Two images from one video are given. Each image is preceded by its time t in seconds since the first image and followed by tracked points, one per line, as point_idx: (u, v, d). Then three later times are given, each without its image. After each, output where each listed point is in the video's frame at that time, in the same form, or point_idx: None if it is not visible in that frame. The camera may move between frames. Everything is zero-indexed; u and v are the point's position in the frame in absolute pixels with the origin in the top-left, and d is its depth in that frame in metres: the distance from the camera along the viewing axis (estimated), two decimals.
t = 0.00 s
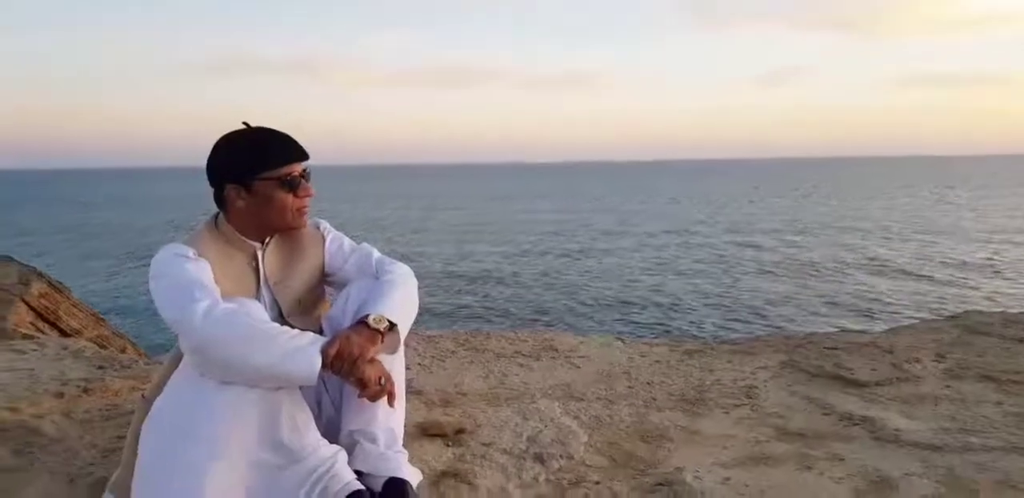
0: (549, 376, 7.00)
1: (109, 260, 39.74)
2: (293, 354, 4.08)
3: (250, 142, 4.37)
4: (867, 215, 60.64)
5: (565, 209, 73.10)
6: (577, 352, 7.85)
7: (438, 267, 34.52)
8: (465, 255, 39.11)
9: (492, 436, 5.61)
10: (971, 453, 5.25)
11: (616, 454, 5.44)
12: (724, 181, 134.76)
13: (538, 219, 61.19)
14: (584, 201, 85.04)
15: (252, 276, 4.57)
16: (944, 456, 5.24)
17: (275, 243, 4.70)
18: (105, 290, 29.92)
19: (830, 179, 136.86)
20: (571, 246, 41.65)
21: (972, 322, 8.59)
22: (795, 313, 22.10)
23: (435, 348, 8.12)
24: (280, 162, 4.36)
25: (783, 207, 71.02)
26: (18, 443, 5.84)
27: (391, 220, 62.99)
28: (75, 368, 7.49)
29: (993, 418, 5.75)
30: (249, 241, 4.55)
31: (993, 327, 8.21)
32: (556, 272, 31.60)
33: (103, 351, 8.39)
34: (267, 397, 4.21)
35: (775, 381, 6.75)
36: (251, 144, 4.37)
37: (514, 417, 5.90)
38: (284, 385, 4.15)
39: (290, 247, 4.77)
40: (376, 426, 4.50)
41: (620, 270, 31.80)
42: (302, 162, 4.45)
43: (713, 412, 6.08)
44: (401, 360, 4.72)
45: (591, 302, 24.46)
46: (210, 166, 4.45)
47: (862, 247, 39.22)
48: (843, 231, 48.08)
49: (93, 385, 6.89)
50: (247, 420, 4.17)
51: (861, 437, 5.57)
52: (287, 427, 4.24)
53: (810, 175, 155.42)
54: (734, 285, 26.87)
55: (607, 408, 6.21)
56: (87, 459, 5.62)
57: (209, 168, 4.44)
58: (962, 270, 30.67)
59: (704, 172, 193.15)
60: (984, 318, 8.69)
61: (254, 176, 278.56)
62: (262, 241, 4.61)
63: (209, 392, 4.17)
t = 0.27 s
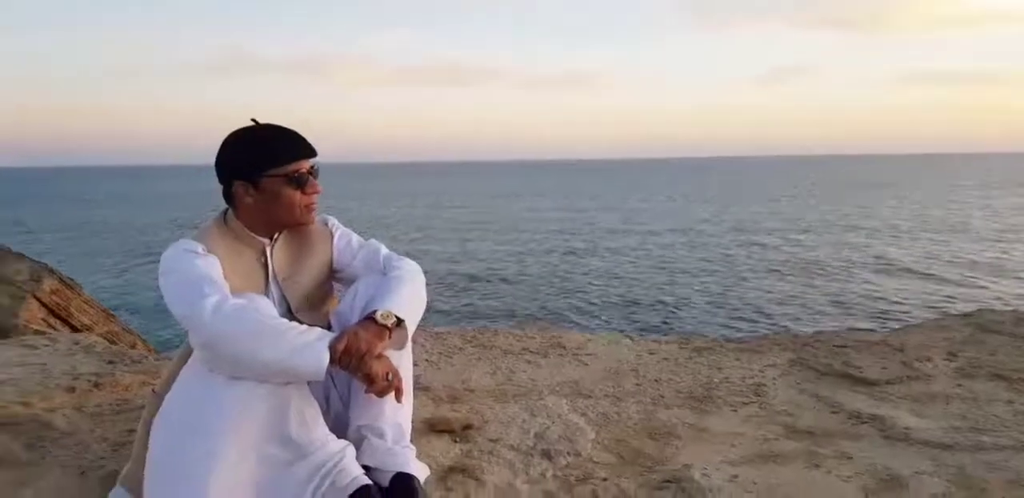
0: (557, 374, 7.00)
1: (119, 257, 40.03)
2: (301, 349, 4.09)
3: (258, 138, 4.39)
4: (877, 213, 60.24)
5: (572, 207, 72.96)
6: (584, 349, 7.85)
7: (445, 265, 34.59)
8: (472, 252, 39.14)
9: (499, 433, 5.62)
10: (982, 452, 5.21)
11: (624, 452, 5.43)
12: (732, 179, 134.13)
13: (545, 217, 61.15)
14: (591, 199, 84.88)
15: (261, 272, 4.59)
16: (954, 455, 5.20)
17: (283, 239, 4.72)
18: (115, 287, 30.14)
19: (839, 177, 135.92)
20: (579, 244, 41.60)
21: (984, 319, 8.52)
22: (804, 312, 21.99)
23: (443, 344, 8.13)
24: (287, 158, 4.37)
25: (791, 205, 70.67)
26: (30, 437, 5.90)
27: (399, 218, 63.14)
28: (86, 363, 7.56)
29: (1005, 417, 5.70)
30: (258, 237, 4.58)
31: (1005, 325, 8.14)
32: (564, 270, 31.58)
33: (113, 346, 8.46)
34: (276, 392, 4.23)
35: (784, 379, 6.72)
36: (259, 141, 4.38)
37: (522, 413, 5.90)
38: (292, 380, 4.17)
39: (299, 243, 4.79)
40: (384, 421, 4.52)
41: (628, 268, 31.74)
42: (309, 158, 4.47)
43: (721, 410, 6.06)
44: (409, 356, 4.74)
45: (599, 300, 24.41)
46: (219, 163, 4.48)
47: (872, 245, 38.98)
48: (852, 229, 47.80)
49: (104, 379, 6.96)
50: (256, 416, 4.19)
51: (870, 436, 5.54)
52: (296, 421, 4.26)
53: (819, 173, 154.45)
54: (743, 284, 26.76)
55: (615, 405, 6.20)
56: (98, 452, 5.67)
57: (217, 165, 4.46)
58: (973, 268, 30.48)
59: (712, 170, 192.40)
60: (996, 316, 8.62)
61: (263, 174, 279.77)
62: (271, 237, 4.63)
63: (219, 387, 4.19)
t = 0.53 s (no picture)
0: (567, 369, 7.01)
1: (129, 250, 40.24)
2: (314, 340, 4.11)
3: (270, 131, 4.40)
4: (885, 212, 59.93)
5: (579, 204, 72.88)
6: (594, 344, 7.85)
7: (452, 261, 34.63)
8: (478, 249, 39.18)
9: (509, 427, 5.63)
10: (994, 451, 5.19)
11: (634, 447, 5.43)
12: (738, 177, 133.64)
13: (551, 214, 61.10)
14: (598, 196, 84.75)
15: (273, 265, 4.61)
16: (966, 453, 5.19)
17: (296, 232, 4.73)
18: (125, 280, 30.30)
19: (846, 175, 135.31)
20: (585, 241, 41.58)
21: (996, 318, 8.48)
22: (811, 310, 21.92)
23: (453, 338, 8.16)
24: (299, 151, 4.38)
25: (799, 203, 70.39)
26: (43, 426, 5.95)
27: (405, 214, 63.21)
28: (99, 354, 7.61)
29: (1018, 416, 5.68)
30: (270, 230, 4.59)
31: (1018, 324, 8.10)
32: (570, 267, 31.58)
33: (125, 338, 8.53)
34: (289, 383, 4.24)
35: (795, 376, 6.71)
36: (272, 133, 4.39)
37: (532, 407, 5.91)
38: (305, 371, 4.19)
39: (311, 236, 4.80)
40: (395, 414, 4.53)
41: (634, 265, 31.73)
42: (321, 151, 4.48)
43: (731, 406, 6.06)
44: (420, 349, 4.76)
45: (606, 297, 24.41)
46: (231, 155, 4.49)
47: (880, 244, 38.83)
48: (860, 228, 47.60)
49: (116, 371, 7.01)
50: (269, 407, 4.20)
51: (882, 433, 5.52)
52: (308, 412, 4.26)
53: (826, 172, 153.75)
54: (749, 282, 26.70)
55: (625, 400, 6.20)
56: (109, 442, 5.70)
57: (230, 157, 4.48)
58: (982, 268, 30.34)
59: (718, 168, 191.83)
60: (1009, 315, 8.58)
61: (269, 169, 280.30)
62: (283, 230, 4.65)
63: (231, 377, 4.21)
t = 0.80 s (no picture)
0: (573, 364, 7.02)
1: (133, 244, 40.37)
2: (320, 334, 4.10)
3: (276, 124, 4.40)
4: (888, 210, 59.80)
5: (582, 201, 72.89)
6: (600, 340, 7.86)
7: (455, 257, 34.67)
8: (481, 245, 39.17)
9: (514, 421, 5.63)
10: (1000, 448, 5.19)
11: (641, 442, 5.43)
12: (741, 175, 133.48)
13: (553, 211, 61.09)
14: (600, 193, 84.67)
15: (279, 258, 4.60)
16: (972, 451, 5.18)
17: (302, 225, 4.73)
18: (130, 274, 30.41)
19: (850, 174, 135.07)
20: (588, 238, 41.58)
21: (1003, 316, 8.47)
22: (813, 309, 21.90)
23: (459, 333, 8.17)
24: (305, 144, 4.37)
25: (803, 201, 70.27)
26: (48, 419, 5.95)
27: (407, 210, 63.23)
28: (104, 347, 7.63)
29: None
30: (277, 223, 4.59)
31: None
32: (572, 264, 31.58)
33: (131, 331, 8.56)
34: (295, 376, 4.23)
35: (800, 373, 6.71)
36: (277, 126, 4.38)
37: (537, 402, 5.91)
38: (311, 365, 4.18)
39: (317, 229, 4.79)
40: (401, 408, 4.52)
41: (636, 263, 31.73)
42: (327, 145, 4.47)
43: (736, 402, 6.07)
44: (426, 343, 4.76)
45: (609, 294, 24.45)
46: (237, 147, 4.49)
47: (883, 242, 38.81)
48: (863, 226, 47.53)
49: (122, 364, 7.05)
50: (275, 400, 4.19)
51: (887, 430, 5.51)
52: (314, 405, 4.25)
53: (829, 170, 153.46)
54: (752, 280, 26.69)
55: (631, 396, 6.20)
56: (115, 435, 5.71)
57: (236, 149, 4.47)
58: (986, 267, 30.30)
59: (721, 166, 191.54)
60: (1016, 313, 8.56)
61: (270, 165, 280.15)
62: (290, 223, 4.64)
63: (238, 370, 4.20)
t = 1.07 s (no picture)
0: (575, 360, 7.02)
1: (133, 240, 40.35)
2: (323, 328, 4.10)
3: (276, 118, 4.39)
4: (890, 207, 59.74)
5: (583, 197, 72.83)
6: (602, 336, 7.86)
7: (456, 253, 34.68)
8: (481, 242, 39.14)
9: (516, 417, 5.63)
10: (1002, 444, 5.18)
11: (643, 438, 5.43)
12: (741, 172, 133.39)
13: (554, 208, 61.03)
14: (601, 189, 84.60)
15: (281, 253, 4.60)
16: (974, 447, 5.18)
17: (305, 220, 4.72)
18: (131, 269, 30.45)
19: (851, 171, 134.97)
20: (588, 235, 41.56)
21: (1005, 313, 8.46)
22: (815, 306, 21.87)
23: (461, 329, 8.18)
24: (307, 138, 4.37)
25: (804, 198, 70.20)
26: (51, 413, 5.96)
27: (408, 207, 63.17)
28: (107, 342, 7.64)
29: None
30: (279, 217, 4.59)
31: None
32: (573, 261, 31.56)
33: (134, 326, 8.56)
34: (297, 371, 4.22)
35: (803, 369, 6.71)
36: (278, 120, 4.38)
37: (540, 398, 5.91)
38: (314, 359, 4.18)
39: (319, 223, 4.79)
40: (403, 403, 4.52)
41: (637, 259, 31.74)
42: (329, 139, 4.47)
43: (738, 398, 6.07)
44: (429, 338, 4.76)
45: (609, 290, 24.47)
46: (238, 142, 4.48)
47: (885, 240, 38.77)
48: (865, 223, 47.47)
49: (124, 359, 7.06)
50: (278, 395, 4.19)
51: (890, 426, 5.51)
52: (316, 399, 4.25)
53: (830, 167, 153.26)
54: (753, 277, 26.66)
55: (633, 392, 6.20)
56: (117, 430, 5.70)
57: (237, 144, 4.47)
58: (987, 264, 30.26)
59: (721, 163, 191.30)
60: (1019, 309, 8.56)
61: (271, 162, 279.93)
62: (292, 217, 4.63)
63: (240, 364, 4.19)
